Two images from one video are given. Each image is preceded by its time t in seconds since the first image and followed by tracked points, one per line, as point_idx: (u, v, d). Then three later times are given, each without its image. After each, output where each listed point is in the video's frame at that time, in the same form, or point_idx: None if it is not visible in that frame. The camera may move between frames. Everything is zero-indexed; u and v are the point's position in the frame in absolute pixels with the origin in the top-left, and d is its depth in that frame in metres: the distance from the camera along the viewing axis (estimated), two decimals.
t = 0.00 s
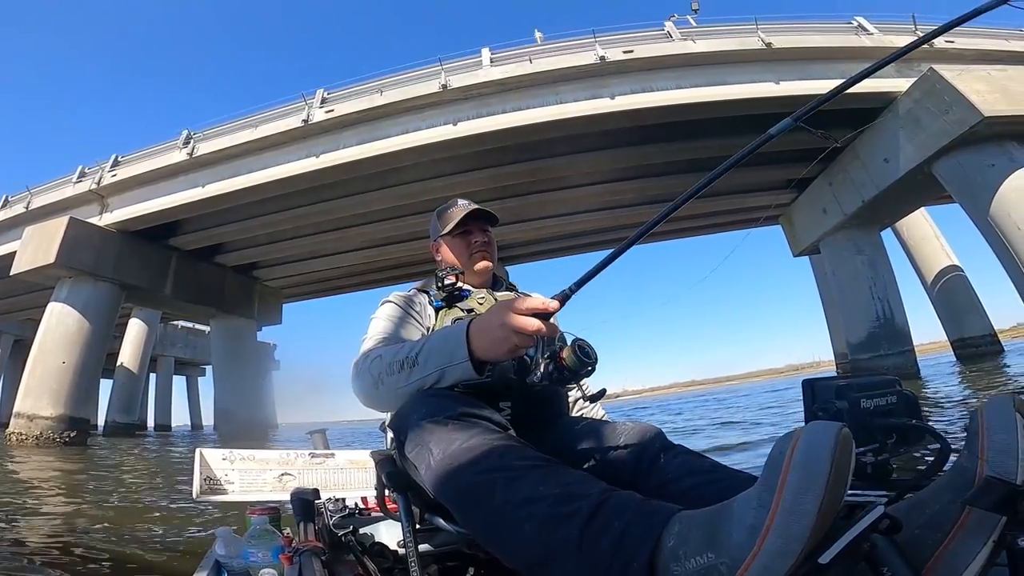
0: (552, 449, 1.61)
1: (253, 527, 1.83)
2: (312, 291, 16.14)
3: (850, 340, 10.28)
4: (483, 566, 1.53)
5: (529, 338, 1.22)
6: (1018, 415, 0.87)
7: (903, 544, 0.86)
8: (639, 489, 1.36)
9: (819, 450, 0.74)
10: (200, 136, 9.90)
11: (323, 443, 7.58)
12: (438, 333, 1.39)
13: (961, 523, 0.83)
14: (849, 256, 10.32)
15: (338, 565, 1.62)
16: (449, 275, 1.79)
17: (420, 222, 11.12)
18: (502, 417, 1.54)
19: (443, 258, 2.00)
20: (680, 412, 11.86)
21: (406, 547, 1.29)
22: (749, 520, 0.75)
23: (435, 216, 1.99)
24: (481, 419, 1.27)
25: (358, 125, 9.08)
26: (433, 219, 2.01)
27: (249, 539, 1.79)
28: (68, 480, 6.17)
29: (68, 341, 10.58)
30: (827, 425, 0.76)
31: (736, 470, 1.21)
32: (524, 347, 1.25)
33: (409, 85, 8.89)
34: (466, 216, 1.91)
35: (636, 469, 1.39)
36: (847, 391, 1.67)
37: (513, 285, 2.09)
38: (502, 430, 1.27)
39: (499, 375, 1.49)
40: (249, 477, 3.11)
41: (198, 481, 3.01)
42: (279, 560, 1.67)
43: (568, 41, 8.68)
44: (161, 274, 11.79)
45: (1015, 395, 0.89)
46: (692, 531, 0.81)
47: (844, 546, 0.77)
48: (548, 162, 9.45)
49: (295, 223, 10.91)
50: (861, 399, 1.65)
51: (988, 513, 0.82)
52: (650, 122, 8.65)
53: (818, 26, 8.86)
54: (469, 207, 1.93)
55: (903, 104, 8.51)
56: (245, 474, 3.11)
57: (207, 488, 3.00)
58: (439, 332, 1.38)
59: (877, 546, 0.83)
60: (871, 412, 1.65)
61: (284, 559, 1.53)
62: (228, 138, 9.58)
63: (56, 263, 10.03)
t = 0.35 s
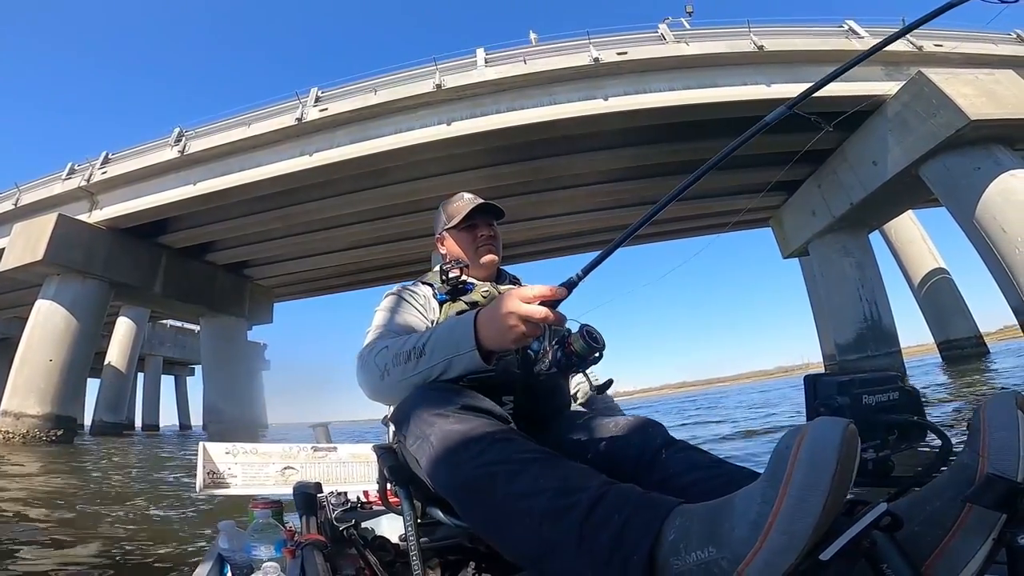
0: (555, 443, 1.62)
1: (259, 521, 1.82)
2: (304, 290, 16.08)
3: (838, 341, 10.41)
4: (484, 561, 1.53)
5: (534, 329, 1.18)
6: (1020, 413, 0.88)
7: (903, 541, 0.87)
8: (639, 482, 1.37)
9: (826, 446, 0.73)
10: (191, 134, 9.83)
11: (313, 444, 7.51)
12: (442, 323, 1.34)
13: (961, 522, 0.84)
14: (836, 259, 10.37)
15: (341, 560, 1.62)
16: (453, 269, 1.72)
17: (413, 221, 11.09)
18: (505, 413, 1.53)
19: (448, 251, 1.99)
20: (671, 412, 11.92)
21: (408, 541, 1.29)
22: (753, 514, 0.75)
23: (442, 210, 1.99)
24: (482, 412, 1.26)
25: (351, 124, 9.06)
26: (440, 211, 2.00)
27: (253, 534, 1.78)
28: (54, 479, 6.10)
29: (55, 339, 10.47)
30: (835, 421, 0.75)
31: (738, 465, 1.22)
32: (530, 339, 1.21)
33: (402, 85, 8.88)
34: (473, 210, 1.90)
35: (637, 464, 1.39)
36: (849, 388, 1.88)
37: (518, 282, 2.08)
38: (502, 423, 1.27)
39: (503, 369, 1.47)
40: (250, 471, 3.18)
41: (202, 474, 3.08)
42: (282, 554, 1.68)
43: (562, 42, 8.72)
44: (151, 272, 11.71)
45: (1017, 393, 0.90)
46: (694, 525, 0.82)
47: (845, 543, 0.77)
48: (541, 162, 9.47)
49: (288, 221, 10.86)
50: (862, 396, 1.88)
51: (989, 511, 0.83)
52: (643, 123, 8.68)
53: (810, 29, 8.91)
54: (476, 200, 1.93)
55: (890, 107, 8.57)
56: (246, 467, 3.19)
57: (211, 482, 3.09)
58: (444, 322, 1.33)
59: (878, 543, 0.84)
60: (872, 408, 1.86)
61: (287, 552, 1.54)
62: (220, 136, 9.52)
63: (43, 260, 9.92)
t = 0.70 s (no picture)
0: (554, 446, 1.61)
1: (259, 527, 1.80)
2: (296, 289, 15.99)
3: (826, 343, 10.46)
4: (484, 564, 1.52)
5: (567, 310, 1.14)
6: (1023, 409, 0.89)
7: (904, 539, 0.87)
8: (640, 479, 1.37)
9: (831, 445, 0.73)
10: (183, 132, 9.77)
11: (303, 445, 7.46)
12: (464, 310, 1.29)
13: (961, 522, 0.84)
14: (826, 260, 10.47)
15: (341, 563, 1.63)
16: (457, 271, 1.72)
17: (406, 222, 11.06)
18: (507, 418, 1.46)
19: (448, 251, 1.97)
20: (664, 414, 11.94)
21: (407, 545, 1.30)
22: (757, 516, 0.75)
23: (442, 209, 1.98)
24: (485, 416, 1.24)
25: (345, 124, 9.03)
26: (440, 211, 1.99)
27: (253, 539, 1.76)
28: (39, 480, 6.02)
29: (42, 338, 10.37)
30: (841, 421, 0.75)
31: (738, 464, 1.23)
32: (562, 320, 1.17)
33: (396, 85, 8.87)
34: (477, 208, 1.89)
35: (638, 462, 1.39)
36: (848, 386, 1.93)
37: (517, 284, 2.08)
38: (502, 425, 1.25)
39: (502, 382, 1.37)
40: (250, 476, 3.26)
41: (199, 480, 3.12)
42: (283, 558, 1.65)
43: (556, 44, 8.74)
44: (140, 270, 11.62)
45: (1019, 390, 0.90)
46: (695, 527, 0.82)
47: (846, 544, 0.78)
48: (535, 163, 9.48)
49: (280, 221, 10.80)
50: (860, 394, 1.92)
51: (990, 509, 0.83)
52: (636, 126, 8.71)
53: (802, 33, 8.96)
54: (479, 200, 1.92)
55: (880, 111, 8.62)
56: (245, 472, 3.26)
57: (209, 486, 3.14)
58: (469, 307, 1.28)
59: (879, 542, 0.84)
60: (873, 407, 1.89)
61: (286, 556, 1.58)
62: (212, 134, 9.47)
63: (31, 258, 9.81)
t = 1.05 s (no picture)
0: (546, 452, 1.61)
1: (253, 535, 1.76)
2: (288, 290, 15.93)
3: (816, 346, 10.52)
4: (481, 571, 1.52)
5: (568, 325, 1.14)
6: (1014, 412, 0.89)
7: (901, 543, 0.86)
8: (638, 485, 1.37)
9: (831, 451, 0.72)
10: (176, 131, 9.71)
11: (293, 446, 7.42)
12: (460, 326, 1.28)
13: (952, 525, 0.84)
14: (816, 264, 10.58)
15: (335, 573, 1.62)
16: (456, 280, 1.66)
17: (399, 224, 11.04)
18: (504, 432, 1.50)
19: (451, 255, 1.96)
20: (656, 417, 11.95)
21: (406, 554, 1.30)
22: (756, 521, 0.75)
23: (445, 212, 1.97)
24: (480, 427, 1.23)
25: (339, 125, 9.00)
26: (442, 215, 1.98)
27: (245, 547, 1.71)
28: (22, 481, 5.93)
29: (30, 337, 10.26)
30: (840, 426, 0.75)
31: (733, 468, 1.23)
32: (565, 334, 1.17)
33: (391, 86, 8.87)
34: (481, 214, 1.88)
35: (635, 469, 1.39)
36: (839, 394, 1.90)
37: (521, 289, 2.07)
38: (501, 437, 1.24)
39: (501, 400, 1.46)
40: (243, 484, 3.24)
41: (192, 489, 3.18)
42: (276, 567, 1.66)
43: (552, 47, 8.78)
44: (131, 270, 11.53)
45: (1010, 392, 0.91)
46: (694, 532, 0.81)
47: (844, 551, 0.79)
48: (529, 166, 9.49)
49: (272, 221, 10.75)
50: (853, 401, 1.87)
51: (982, 511, 0.83)
52: (630, 128, 8.72)
53: (796, 38, 9.01)
54: (485, 205, 1.91)
55: (870, 116, 8.65)
56: (238, 480, 3.25)
57: (201, 495, 3.17)
58: (467, 323, 1.26)
59: (878, 546, 0.84)
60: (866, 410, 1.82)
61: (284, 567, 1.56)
62: (206, 133, 9.42)
63: (21, 257, 9.71)
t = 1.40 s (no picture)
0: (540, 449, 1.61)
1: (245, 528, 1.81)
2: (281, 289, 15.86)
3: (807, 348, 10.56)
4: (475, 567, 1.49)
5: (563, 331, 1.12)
6: (1003, 416, 0.89)
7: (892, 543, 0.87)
8: (630, 482, 1.37)
9: (823, 451, 0.73)
10: (170, 129, 9.65)
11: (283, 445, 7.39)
12: (457, 324, 1.27)
13: (941, 527, 0.85)
14: (807, 268, 10.68)
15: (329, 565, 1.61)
16: (452, 275, 1.68)
17: (393, 224, 11.04)
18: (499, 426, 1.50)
19: (445, 250, 1.96)
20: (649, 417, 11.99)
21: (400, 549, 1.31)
22: (748, 521, 0.75)
23: (438, 208, 1.97)
24: (473, 423, 1.23)
25: (334, 124, 8.98)
26: (436, 211, 1.98)
27: (238, 539, 1.79)
28: (10, 480, 5.87)
29: (20, 336, 10.18)
30: (833, 426, 0.75)
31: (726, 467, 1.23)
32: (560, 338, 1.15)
33: (387, 86, 8.86)
34: (473, 207, 1.89)
35: (628, 466, 1.39)
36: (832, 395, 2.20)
37: (517, 283, 2.06)
38: (494, 433, 1.24)
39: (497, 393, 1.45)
40: (238, 476, 3.22)
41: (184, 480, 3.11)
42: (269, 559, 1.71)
43: (548, 49, 8.80)
44: (123, 269, 11.45)
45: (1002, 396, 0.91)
46: (687, 530, 0.82)
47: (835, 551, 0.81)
48: (524, 167, 9.49)
49: (266, 220, 10.71)
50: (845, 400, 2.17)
51: (969, 513, 0.84)
52: (625, 131, 8.74)
53: (791, 42, 9.05)
54: (477, 199, 1.91)
55: (863, 120, 8.70)
56: (233, 472, 3.23)
57: (195, 486, 3.11)
58: (461, 321, 1.26)
59: (869, 547, 0.83)
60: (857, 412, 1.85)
61: (275, 558, 1.53)
62: (200, 132, 9.37)
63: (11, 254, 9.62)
